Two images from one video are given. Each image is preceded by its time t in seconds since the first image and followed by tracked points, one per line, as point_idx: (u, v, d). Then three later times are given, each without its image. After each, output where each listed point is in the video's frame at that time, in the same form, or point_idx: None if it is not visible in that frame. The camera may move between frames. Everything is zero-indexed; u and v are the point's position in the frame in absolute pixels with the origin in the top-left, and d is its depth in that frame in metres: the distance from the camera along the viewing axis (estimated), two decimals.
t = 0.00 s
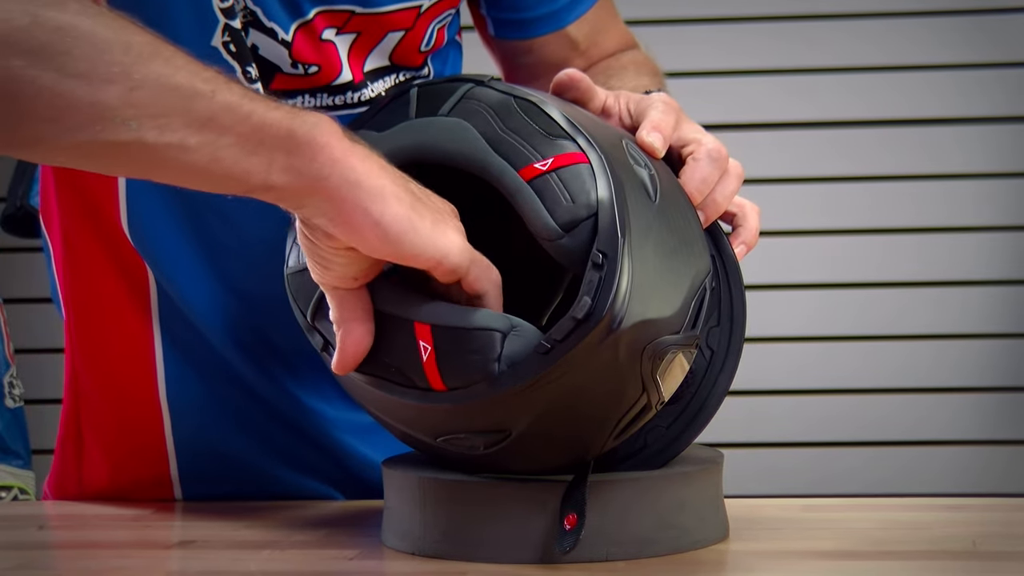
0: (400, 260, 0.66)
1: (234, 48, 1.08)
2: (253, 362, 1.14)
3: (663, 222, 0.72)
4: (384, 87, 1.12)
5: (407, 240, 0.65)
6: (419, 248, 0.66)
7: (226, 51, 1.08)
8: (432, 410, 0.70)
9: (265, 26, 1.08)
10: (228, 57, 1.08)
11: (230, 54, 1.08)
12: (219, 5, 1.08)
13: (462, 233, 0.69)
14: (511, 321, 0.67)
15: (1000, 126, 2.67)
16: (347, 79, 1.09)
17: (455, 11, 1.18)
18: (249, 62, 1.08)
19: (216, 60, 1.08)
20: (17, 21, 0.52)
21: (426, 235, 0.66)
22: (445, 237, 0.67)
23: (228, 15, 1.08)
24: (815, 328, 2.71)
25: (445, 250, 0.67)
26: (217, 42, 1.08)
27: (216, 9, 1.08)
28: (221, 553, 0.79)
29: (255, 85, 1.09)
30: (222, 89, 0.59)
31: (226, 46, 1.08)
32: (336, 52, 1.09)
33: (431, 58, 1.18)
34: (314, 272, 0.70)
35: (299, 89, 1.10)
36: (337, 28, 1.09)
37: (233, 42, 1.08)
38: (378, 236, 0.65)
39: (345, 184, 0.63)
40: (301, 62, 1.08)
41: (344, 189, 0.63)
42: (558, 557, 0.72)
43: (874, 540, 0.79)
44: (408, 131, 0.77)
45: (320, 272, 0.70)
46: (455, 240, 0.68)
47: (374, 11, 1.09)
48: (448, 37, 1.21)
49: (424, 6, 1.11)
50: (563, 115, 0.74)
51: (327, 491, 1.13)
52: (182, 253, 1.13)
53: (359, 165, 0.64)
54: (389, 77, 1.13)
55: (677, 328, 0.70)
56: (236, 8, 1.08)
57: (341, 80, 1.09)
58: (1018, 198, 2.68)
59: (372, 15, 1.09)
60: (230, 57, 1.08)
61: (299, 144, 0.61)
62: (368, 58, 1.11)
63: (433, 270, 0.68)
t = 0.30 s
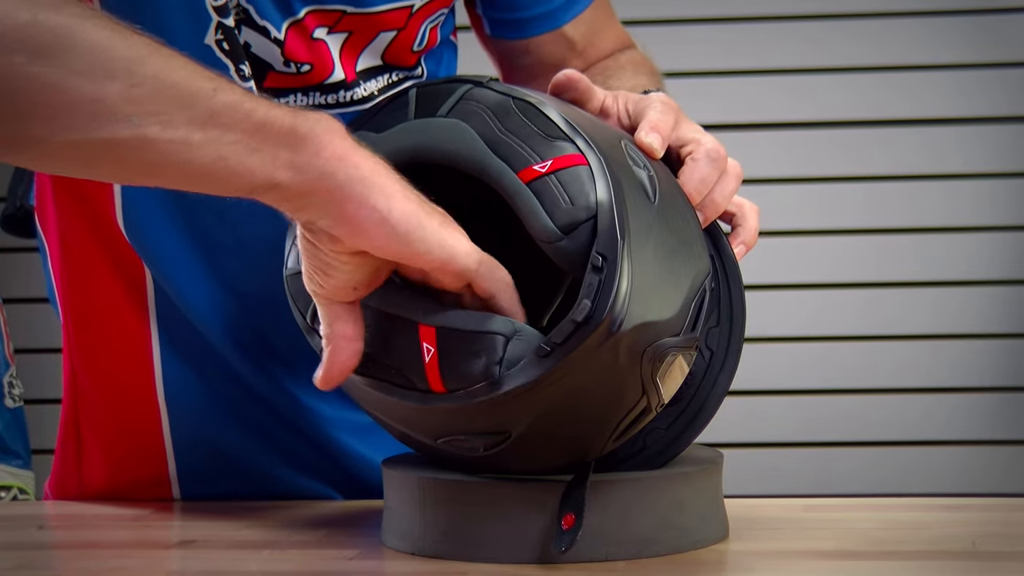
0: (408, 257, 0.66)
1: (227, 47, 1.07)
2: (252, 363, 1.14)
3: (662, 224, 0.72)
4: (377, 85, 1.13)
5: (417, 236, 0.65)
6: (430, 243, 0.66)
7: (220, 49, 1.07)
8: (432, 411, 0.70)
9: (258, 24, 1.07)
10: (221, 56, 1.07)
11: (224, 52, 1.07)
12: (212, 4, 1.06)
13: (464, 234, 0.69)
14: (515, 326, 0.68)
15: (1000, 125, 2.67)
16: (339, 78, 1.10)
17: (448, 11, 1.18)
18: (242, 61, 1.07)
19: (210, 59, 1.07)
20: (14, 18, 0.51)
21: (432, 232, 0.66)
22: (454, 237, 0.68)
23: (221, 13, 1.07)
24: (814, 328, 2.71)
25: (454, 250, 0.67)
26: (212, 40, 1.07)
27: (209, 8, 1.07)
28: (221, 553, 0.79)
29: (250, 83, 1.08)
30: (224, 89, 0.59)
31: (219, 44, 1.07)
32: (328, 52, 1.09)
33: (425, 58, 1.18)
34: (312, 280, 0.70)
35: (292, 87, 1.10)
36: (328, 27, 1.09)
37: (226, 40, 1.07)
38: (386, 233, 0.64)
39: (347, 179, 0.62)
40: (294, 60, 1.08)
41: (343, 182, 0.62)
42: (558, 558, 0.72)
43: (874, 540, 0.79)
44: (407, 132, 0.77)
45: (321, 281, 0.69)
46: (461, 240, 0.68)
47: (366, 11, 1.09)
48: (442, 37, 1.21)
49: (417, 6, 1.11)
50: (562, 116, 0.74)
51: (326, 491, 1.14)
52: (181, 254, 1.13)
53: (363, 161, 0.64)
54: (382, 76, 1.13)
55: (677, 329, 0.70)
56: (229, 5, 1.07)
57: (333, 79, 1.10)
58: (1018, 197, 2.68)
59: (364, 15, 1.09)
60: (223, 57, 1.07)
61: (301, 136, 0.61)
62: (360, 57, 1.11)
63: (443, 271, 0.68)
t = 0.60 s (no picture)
0: (440, 283, 0.66)
1: (229, 43, 1.08)
2: (251, 365, 1.14)
3: (662, 223, 0.72)
4: (373, 84, 1.13)
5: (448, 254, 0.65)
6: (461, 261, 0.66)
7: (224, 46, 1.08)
8: (432, 411, 0.70)
9: (260, 21, 1.08)
10: (225, 53, 1.08)
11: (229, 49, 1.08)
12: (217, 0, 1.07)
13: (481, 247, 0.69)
14: (514, 325, 0.67)
15: (1000, 125, 2.67)
16: (338, 75, 1.10)
17: (441, 11, 1.18)
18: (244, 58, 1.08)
19: (214, 56, 1.08)
20: (48, 26, 0.48)
21: (462, 255, 0.66)
22: (483, 253, 0.68)
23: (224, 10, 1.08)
24: (814, 328, 2.71)
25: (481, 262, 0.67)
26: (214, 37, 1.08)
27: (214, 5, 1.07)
28: (219, 553, 0.79)
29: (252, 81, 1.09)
30: (257, 112, 0.56)
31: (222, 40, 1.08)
32: (324, 49, 1.09)
33: (418, 58, 1.18)
34: (339, 312, 0.67)
35: (293, 84, 1.10)
36: (323, 26, 1.09)
37: (229, 36, 1.08)
38: (420, 263, 0.64)
39: (374, 210, 0.60)
40: (295, 57, 1.08)
41: (371, 216, 0.60)
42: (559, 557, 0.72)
43: (873, 540, 0.79)
44: (406, 131, 0.77)
45: (349, 313, 0.67)
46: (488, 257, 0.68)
47: (360, 11, 1.09)
48: (435, 37, 1.20)
49: (411, 5, 1.10)
50: (561, 116, 0.74)
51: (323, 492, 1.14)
52: (181, 255, 1.13)
53: (386, 191, 0.62)
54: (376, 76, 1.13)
55: (677, 328, 0.70)
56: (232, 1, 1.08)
57: (332, 76, 1.10)
58: (1018, 198, 2.68)
59: (358, 15, 1.09)
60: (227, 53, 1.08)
61: (327, 162, 0.58)
62: (354, 56, 1.11)
63: (468, 289, 0.68)
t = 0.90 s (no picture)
0: (454, 289, 0.66)
1: (241, 40, 1.06)
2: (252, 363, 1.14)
3: (663, 223, 0.72)
4: (378, 83, 1.13)
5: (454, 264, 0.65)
6: (464, 272, 0.65)
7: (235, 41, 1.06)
8: (433, 410, 0.70)
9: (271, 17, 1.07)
10: (237, 49, 1.06)
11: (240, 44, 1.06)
12: None
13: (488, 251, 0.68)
14: (512, 321, 0.66)
15: (1000, 125, 2.67)
16: (344, 73, 1.10)
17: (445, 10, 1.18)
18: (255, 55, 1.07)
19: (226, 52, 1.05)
20: (81, 26, 0.50)
21: (474, 261, 0.66)
22: (497, 263, 0.67)
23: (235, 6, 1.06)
24: (814, 327, 2.71)
25: (487, 272, 0.67)
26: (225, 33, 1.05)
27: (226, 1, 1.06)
28: (220, 552, 0.79)
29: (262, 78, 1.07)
30: (280, 115, 0.57)
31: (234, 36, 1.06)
32: (330, 47, 1.09)
33: (421, 57, 1.17)
34: (342, 312, 0.68)
35: (302, 82, 1.10)
36: (329, 24, 1.09)
37: (241, 33, 1.06)
38: (434, 268, 0.64)
39: (395, 216, 0.61)
40: (306, 55, 1.08)
41: (392, 221, 0.61)
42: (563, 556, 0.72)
43: (873, 539, 0.79)
44: (407, 130, 0.77)
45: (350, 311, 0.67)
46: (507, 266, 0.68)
47: (366, 10, 1.09)
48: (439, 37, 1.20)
49: (415, 4, 1.11)
50: (562, 115, 0.74)
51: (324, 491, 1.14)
52: (184, 253, 1.14)
53: (406, 198, 0.62)
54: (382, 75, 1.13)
55: (677, 327, 0.70)
56: None
57: (339, 74, 1.10)
58: (1017, 197, 2.68)
59: (364, 14, 1.09)
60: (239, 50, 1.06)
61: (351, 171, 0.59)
62: (359, 54, 1.11)
63: (477, 298, 0.68)
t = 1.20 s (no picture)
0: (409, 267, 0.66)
1: (236, 41, 1.08)
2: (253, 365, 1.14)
3: (666, 223, 0.72)
4: (381, 86, 1.12)
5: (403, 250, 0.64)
6: (424, 258, 0.64)
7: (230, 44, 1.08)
8: (433, 409, 0.70)
9: (272, 19, 1.07)
10: (231, 51, 1.08)
11: (236, 46, 1.08)
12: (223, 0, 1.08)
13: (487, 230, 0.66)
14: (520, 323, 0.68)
15: (1001, 125, 2.67)
16: (346, 75, 1.10)
17: (450, 12, 1.18)
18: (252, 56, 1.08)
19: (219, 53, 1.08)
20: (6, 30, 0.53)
21: (423, 253, 0.64)
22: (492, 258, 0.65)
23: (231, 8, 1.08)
24: (814, 327, 2.71)
25: (448, 262, 0.64)
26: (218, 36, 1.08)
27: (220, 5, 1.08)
28: (219, 552, 0.79)
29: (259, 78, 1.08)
30: (219, 92, 0.58)
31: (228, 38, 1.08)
32: (330, 50, 1.09)
33: (427, 58, 1.18)
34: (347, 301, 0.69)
35: (305, 83, 1.09)
36: (331, 27, 1.09)
37: (235, 35, 1.08)
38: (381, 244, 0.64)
39: (348, 182, 0.62)
40: (308, 56, 1.08)
41: (347, 185, 0.62)
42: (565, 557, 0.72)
43: (873, 540, 0.79)
44: (410, 129, 0.76)
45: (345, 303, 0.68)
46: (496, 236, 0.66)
47: (369, 12, 1.09)
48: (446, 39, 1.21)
49: (418, 7, 1.11)
50: (565, 115, 0.74)
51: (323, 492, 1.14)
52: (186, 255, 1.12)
53: (362, 167, 0.62)
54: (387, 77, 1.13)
55: (679, 327, 0.70)
56: None
57: (341, 76, 1.09)
58: (1017, 198, 2.68)
59: (367, 16, 1.09)
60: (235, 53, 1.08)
61: (297, 144, 0.59)
62: (363, 57, 1.11)
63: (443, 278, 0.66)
